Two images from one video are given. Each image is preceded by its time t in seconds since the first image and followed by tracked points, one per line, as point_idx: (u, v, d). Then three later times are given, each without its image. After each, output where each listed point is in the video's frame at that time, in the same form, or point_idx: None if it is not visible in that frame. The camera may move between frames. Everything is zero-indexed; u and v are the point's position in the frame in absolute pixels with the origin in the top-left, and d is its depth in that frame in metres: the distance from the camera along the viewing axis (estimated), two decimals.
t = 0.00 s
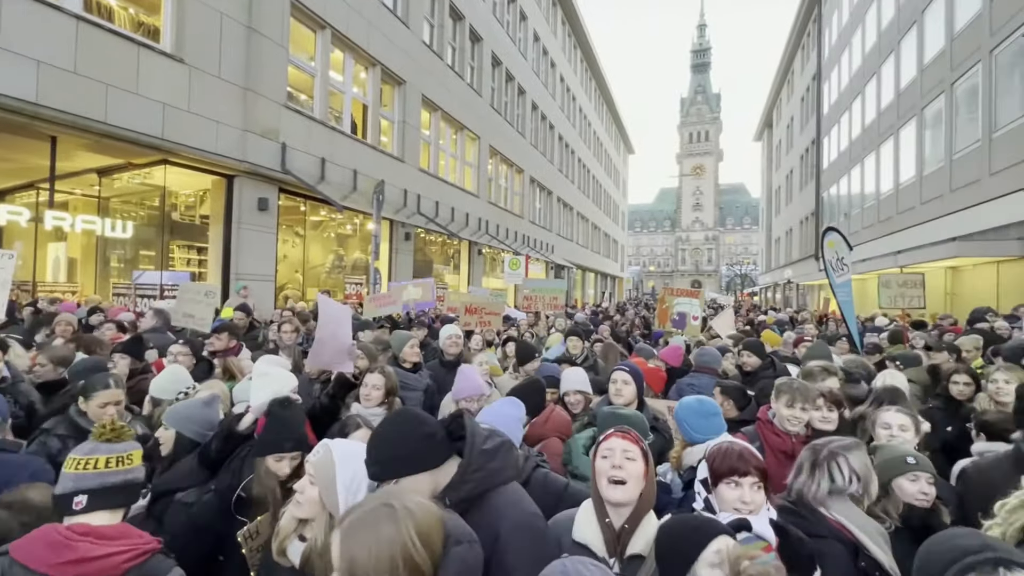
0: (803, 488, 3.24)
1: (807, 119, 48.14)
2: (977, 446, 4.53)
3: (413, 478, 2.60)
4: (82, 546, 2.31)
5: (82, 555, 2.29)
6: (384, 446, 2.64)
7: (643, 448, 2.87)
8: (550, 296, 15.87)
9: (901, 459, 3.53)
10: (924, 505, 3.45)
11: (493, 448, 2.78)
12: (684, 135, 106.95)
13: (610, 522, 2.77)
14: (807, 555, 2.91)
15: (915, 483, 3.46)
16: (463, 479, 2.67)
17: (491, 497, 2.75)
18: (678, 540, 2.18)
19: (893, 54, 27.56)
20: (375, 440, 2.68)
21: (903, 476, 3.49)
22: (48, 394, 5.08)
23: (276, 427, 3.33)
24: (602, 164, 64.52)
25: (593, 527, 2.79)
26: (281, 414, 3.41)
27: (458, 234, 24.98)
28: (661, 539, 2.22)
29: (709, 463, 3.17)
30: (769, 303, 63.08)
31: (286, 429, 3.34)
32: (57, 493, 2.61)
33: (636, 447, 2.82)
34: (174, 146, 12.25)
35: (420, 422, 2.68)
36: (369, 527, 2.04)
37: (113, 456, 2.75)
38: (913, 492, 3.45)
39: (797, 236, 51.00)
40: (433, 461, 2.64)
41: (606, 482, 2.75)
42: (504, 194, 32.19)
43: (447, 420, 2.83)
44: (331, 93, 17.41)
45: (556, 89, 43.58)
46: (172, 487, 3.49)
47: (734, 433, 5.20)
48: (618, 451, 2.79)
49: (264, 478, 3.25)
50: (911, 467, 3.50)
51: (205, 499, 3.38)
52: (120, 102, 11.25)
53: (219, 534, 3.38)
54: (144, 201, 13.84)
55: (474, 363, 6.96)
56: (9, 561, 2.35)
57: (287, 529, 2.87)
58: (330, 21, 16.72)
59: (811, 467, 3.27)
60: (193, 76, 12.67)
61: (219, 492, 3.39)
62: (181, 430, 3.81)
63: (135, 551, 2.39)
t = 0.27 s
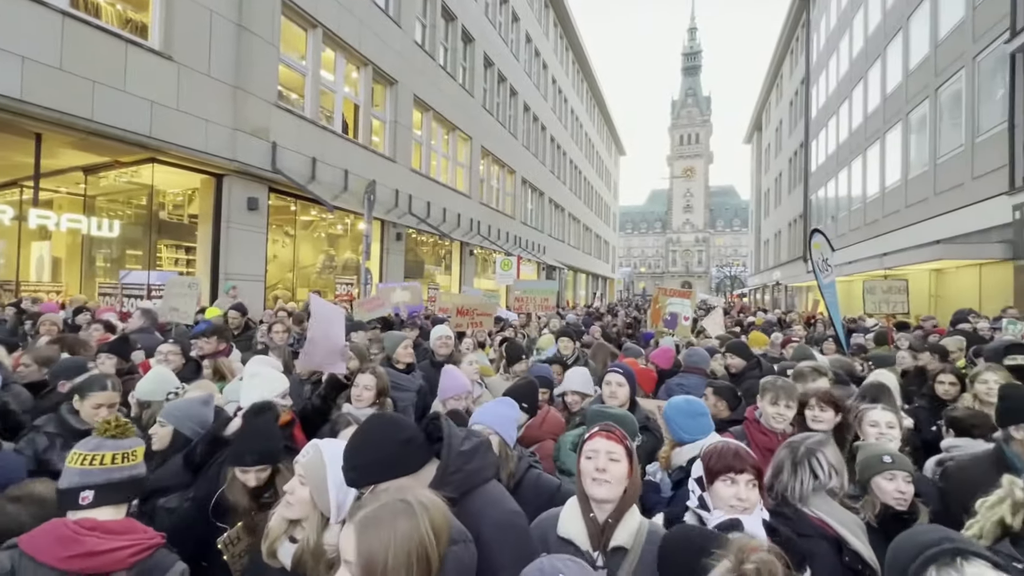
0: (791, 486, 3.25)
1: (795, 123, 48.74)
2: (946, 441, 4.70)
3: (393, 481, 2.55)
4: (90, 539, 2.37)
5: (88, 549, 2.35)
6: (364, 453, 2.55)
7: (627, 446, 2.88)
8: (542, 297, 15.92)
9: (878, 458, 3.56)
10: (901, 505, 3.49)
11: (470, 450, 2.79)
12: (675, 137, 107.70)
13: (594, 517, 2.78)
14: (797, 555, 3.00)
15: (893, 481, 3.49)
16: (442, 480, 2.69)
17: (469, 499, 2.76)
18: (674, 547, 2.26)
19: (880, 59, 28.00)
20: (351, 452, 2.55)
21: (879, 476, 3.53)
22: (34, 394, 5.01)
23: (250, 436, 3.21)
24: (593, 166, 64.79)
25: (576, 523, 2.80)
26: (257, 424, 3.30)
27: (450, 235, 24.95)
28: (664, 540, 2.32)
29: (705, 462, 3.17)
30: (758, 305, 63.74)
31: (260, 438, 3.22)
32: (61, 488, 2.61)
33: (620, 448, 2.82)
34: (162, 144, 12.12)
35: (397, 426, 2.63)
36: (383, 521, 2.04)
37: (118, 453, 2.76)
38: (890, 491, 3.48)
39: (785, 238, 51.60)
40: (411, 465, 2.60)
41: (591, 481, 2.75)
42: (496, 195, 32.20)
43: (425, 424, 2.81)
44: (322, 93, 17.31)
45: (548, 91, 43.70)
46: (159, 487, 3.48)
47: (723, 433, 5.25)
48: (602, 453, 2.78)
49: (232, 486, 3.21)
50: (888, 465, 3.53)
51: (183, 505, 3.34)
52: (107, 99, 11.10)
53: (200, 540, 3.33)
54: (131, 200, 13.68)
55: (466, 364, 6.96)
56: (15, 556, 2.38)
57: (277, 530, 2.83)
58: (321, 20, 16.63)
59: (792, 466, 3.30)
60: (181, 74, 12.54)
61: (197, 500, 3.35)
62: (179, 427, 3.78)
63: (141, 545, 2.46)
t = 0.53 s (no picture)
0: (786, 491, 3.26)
1: (787, 127, 49.21)
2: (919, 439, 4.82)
3: (394, 470, 2.61)
4: (97, 536, 2.36)
5: (91, 548, 2.33)
6: (374, 439, 2.62)
7: (618, 449, 2.88)
8: (536, 299, 15.95)
9: (863, 462, 3.57)
10: (888, 509, 3.50)
11: (472, 451, 2.77)
12: (669, 141, 108.33)
13: (586, 524, 2.79)
14: (791, 536, 3.10)
15: (878, 485, 3.50)
16: (441, 482, 2.70)
17: (467, 501, 2.75)
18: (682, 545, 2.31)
19: (871, 65, 28.33)
20: (359, 433, 2.64)
21: (866, 479, 3.53)
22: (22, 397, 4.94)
23: (234, 442, 3.14)
24: (588, 169, 65.03)
25: (569, 532, 2.80)
26: (245, 429, 3.24)
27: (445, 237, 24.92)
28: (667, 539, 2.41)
29: (700, 464, 3.21)
30: (751, 307, 64.11)
31: (243, 445, 3.15)
32: (69, 483, 2.77)
33: (612, 450, 2.81)
34: (155, 145, 12.04)
35: (404, 418, 2.72)
36: (378, 518, 2.04)
37: (125, 450, 2.91)
38: (876, 494, 3.50)
39: (778, 241, 51.95)
40: (415, 455, 2.66)
41: (583, 483, 2.74)
42: (490, 198, 32.23)
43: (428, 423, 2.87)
44: (316, 94, 17.27)
45: (543, 94, 43.80)
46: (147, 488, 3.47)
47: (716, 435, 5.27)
48: (594, 455, 2.77)
49: (217, 494, 3.17)
50: (873, 469, 3.53)
51: (170, 511, 3.29)
52: (99, 100, 11.01)
53: (186, 548, 3.22)
54: (123, 201, 13.57)
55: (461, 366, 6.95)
56: (20, 551, 2.36)
57: (271, 532, 2.81)
58: (316, 21, 16.60)
59: (778, 467, 3.32)
60: (174, 74, 12.46)
61: (183, 505, 3.29)
62: (170, 427, 3.81)
63: (145, 543, 2.46)
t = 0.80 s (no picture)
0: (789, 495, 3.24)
1: (784, 130, 49.45)
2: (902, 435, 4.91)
3: (407, 463, 2.65)
4: (75, 535, 2.49)
5: (70, 547, 2.46)
6: (391, 430, 2.67)
7: (614, 454, 2.87)
8: (534, 301, 15.95)
9: (864, 466, 3.55)
10: (887, 513, 3.50)
11: (480, 454, 2.81)
12: (666, 143, 108.61)
13: (581, 529, 2.76)
14: (784, 541, 3.10)
15: (878, 489, 3.50)
16: (449, 482, 2.68)
17: (472, 503, 2.75)
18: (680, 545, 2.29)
19: (866, 68, 28.50)
20: (374, 425, 2.71)
21: (866, 484, 3.52)
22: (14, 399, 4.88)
23: (227, 451, 3.10)
24: (585, 170, 65.10)
25: (564, 537, 2.76)
26: (240, 435, 3.21)
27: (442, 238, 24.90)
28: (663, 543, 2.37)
29: (690, 468, 3.19)
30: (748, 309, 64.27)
31: (240, 452, 3.12)
32: (50, 485, 2.74)
33: (607, 456, 2.79)
34: (151, 146, 11.99)
35: (420, 412, 2.73)
36: (377, 518, 2.04)
37: (106, 453, 2.88)
38: (875, 498, 3.50)
39: (774, 243, 52.12)
40: (429, 451, 2.68)
41: (579, 490, 2.73)
42: (488, 199, 32.22)
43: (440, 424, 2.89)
44: (314, 95, 17.25)
45: (540, 96, 43.86)
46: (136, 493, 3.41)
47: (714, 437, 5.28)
48: (590, 463, 2.74)
49: (209, 501, 3.14)
50: (873, 473, 3.52)
51: (163, 516, 3.22)
52: (94, 100, 10.95)
53: (179, 554, 3.19)
54: (118, 201, 13.50)
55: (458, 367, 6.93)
56: (6, 550, 2.54)
57: (267, 535, 2.77)
58: (314, 22, 16.59)
59: (781, 470, 3.32)
60: (171, 75, 12.43)
61: (177, 509, 3.25)
62: (155, 434, 3.72)
63: (122, 543, 2.58)
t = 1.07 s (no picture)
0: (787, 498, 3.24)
1: (779, 132, 49.67)
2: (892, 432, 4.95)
3: (414, 461, 2.60)
4: (35, 540, 2.59)
5: (30, 550, 2.56)
6: (399, 426, 2.62)
7: (602, 460, 2.86)
8: (530, 302, 15.93)
9: (861, 469, 3.55)
10: (885, 517, 3.49)
11: (484, 457, 2.77)
12: (662, 144, 108.97)
13: (569, 533, 2.75)
14: (767, 556, 3.04)
15: (876, 492, 3.50)
16: (452, 484, 2.63)
17: (475, 507, 2.71)
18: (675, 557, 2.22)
19: (860, 71, 28.69)
20: (381, 420, 2.67)
21: (864, 487, 3.52)
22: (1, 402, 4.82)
23: (213, 461, 3.06)
24: (581, 172, 65.22)
25: (552, 541, 2.73)
26: (227, 445, 3.16)
27: (438, 239, 24.86)
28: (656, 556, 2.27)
29: (674, 469, 3.18)
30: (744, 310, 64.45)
31: (228, 463, 3.08)
32: (14, 490, 2.82)
33: (596, 464, 2.79)
34: (144, 146, 11.89)
35: (428, 410, 2.69)
36: (364, 522, 2.02)
37: (70, 457, 2.96)
38: (874, 501, 3.49)
39: (770, 245, 52.33)
40: (436, 451, 2.63)
41: (568, 500, 2.71)
42: (484, 200, 32.20)
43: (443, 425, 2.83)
44: (309, 95, 17.19)
45: (536, 97, 43.91)
46: (120, 500, 3.30)
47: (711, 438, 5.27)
48: (580, 471, 2.73)
49: (193, 512, 3.07)
50: (871, 475, 3.53)
51: (152, 522, 3.19)
52: (87, 99, 10.86)
53: (166, 564, 3.15)
54: (111, 202, 13.40)
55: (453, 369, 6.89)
56: None
57: (256, 540, 2.74)
58: (309, 22, 16.53)
59: (786, 473, 3.29)
60: (165, 75, 12.35)
61: (165, 517, 3.19)
62: (142, 446, 3.63)
63: (80, 550, 2.68)
